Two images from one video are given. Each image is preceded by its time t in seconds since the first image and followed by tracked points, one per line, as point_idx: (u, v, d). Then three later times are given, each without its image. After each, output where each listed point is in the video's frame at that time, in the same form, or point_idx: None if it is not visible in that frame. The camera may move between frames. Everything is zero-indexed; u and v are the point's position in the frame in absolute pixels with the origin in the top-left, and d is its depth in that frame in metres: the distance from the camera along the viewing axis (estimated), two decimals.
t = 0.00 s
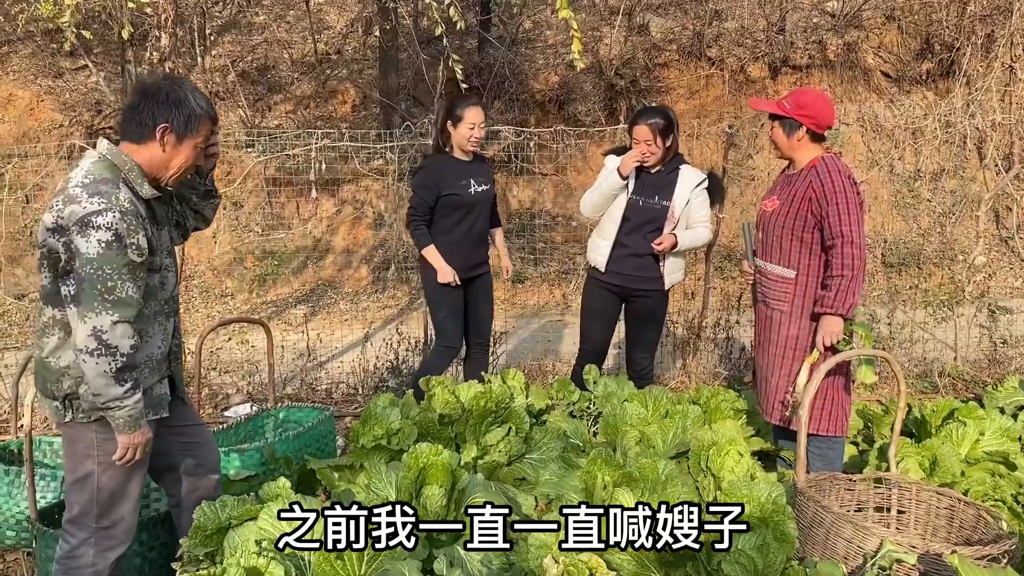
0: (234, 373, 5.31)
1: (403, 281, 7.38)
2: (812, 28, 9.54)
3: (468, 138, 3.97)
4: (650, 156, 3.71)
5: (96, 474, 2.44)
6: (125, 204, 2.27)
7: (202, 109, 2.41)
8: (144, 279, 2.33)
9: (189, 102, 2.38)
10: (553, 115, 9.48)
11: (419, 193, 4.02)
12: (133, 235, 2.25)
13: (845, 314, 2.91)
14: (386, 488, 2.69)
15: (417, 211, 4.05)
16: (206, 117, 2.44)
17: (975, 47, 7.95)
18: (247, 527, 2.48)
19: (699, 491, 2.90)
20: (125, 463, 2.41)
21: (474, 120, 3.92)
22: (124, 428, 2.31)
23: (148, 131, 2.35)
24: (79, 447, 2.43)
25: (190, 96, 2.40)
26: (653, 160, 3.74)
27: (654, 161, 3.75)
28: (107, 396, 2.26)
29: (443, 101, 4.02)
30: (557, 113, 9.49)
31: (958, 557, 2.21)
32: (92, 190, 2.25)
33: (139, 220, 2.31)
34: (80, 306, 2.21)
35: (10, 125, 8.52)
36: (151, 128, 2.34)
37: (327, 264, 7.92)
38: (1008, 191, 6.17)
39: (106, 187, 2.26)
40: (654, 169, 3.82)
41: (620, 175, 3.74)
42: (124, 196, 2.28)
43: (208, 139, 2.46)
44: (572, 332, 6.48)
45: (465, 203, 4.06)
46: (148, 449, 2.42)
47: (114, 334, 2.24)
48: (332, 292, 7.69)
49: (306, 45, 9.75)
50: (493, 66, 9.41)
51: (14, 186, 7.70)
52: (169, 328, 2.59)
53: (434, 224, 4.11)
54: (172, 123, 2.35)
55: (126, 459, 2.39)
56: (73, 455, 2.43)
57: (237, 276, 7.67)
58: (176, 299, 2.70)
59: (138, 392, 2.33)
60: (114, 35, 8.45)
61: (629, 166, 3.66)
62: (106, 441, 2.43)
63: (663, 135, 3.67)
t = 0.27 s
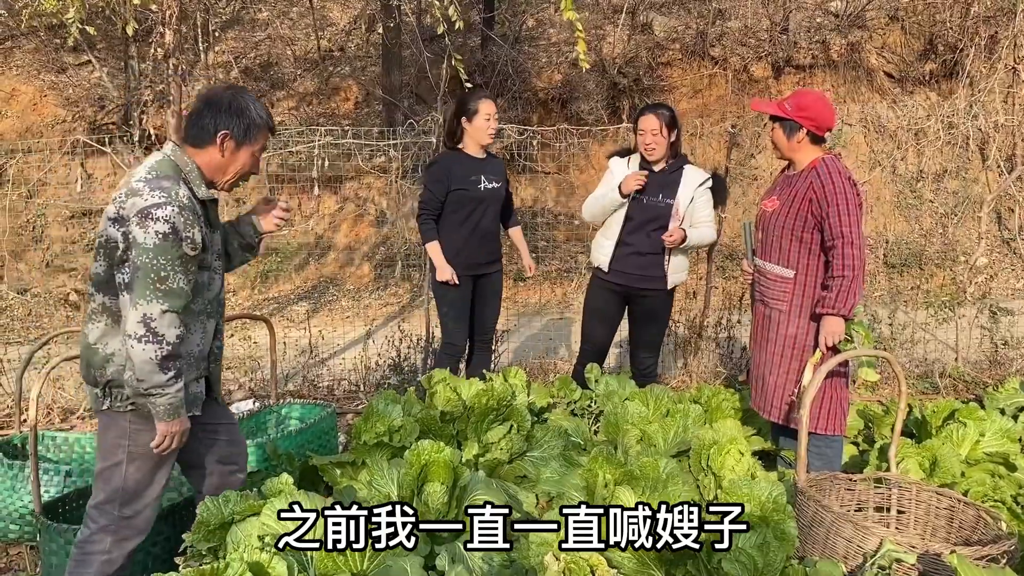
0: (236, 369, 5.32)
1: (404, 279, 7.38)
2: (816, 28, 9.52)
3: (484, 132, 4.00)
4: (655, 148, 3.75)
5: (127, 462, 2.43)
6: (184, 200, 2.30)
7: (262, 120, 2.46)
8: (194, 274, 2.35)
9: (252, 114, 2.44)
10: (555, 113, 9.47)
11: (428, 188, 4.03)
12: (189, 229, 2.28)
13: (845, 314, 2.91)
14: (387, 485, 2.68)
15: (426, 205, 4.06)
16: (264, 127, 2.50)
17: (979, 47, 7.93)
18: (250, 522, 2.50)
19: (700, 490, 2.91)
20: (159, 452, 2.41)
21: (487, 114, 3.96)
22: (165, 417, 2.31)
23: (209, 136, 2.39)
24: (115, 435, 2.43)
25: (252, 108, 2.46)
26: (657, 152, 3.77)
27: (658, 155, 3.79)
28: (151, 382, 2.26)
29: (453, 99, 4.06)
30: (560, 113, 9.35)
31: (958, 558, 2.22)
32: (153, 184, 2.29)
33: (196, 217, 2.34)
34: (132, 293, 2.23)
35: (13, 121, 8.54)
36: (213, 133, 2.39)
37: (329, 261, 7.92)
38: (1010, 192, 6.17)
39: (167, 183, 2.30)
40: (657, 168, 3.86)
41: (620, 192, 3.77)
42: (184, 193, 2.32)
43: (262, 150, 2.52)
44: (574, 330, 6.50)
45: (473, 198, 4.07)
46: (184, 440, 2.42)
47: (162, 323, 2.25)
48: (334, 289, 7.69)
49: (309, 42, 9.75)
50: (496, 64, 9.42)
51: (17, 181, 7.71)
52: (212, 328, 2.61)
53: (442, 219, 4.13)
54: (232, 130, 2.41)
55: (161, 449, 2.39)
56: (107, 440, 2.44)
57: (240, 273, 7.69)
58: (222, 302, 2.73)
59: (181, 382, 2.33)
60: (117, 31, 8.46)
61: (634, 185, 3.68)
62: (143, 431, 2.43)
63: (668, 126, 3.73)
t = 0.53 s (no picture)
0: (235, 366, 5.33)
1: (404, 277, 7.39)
2: (818, 28, 9.47)
3: (485, 130, 4.01)
4: (662, 143, 3.75)
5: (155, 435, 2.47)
6: (239, 190, 2.37)
7: (324, 129, 2.51)
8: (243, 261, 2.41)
9: (316, 120, 2.49)
10: (556, 112, 9.47)
11: (427, 185, 4.07)
12: (242, 218, 2.34)
13: (842, 313, 2.91)
14: (386, 483, 2.69)
15: (426, 203, 4.09)
16: (327, 137, 2.54)
17: (980, 49, 7.92)
18: (251, 519, 2.51)
19: (698, 489, 2.92)
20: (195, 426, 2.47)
21: (488, 112, 3.97)
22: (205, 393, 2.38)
23: (271, 137, 2.45)
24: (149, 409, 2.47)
25: (318, 116, 2.51)
26: (664, 148, 3.77)
27: (664, 151, 3.79)
28: (193, 358, 2.33)
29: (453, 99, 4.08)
30: (560, 111, 9.47)
31: (955, 558, 2.23)
32: (211, 172, 2.36)
33: (249, 208, 2.40)
34: (182, 272, 2.29)
35: (15, 117, 8.59)
36: (275, 135, 2.44)
37: (329, 258, 7.93)
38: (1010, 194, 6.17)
39: (225, 173, 2.37)
40: (656, 168, 3.87)
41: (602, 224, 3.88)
42: (240, 184, 2.38)
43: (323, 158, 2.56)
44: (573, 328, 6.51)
45: (472, 196, 4.07)
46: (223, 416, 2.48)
47: (208, 304, 2.31)
48: (333, 286, 7.70)
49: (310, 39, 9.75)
50: (497, 62, 9.42)
51: (18, 177, 7.71)
52: (256, 316, 2.67)
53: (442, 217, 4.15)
54: (295, 135, 2.46)
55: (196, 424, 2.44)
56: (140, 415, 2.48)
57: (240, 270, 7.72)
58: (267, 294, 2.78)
59: (223, 361, 2.40)
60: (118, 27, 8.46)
61: (614, 222, 3.83)
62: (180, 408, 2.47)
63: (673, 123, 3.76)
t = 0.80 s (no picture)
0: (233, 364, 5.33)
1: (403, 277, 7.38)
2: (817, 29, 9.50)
3: (485, 131, 4.00)
4: (661, 141, 3.74)
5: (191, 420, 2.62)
6: (259, 176, 2.44)
7: (345, 119, 2.55)
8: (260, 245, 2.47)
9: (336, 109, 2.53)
10: (556, 112, 9.48)
11: (426, 185, 4.07)
12: (260, 204, 2.40)
13: (839, 314, 2.91)
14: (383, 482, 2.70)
15: (424, 203, 4.09)
16: (350, 128, 2.58)
17: (979, 50, 7.93)
18: (247, 517, 2.51)
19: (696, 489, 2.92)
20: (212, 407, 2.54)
21: (489, 112, 3.96)
22: (216, 371, 2.45)
23: (292, 125, 2.51)
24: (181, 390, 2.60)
25: (339, 106, 2.55)
26: (663, 147, 3.76)
27: (664, 149, 3.77)
28: (204, 336, 2.41)
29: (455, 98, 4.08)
30: (559, 110, 9.50)
31: (953, 558, 2.23)
32: (234, 158, 2.44)
33: (269, 194, 2.47)
34: (199, 253, 2.38)
35: (13, 113, 8.61)
36: (296, 123, 2.50)
37: (327, 257, 7.92)
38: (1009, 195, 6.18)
39: (247, 160, 2.44)
40: (653, 168, 3.86)
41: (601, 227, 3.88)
42: (260, 170, 2.45)
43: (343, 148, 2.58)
44: (572, 328, 6.51)
45: (471, 196, 4.07)
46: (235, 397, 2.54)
47: (221, 284, 2.39)
48: (332, 285, 7.70)
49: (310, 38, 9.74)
50: (496, 62, 9.43)
51: (16, 174, 7.70)
52: (279, 301, 2.73)
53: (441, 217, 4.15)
54: (313, 123, 2.51)
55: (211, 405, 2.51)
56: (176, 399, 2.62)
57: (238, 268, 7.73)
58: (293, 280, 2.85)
59: (233, 341, 2.47)
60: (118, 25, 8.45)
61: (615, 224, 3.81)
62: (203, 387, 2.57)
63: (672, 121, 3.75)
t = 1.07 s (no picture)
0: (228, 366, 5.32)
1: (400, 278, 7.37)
2: (815, 31, 9.52)
3: (483, 133, 3.99)
4: (651, 144, 3.76)
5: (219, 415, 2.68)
6: (262, 173, 2.45)
7: (337, 109, 2.54)
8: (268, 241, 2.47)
9: (329, 101, 2.53)
10: (553, 114, 9.48)
11: (423, 188, 4.07)
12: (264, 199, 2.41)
13: (832, 319, 2.91)
14: (378, 486, 2.65)
15: (421, 206, 4.09)
16: (342, 119, 2.58)
17: (976, 54, 7.94)
18: (241, 520, 2.50)
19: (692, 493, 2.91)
20: (224, 405, 2.53)
21: (488, 115, 3.95)
22: (227, 368, 2.43)
23: (285, 119, 2.52)
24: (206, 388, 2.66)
25: (333, 97, 2.54)
26: (653, 149, 3.77)
27: (655, 152, 3.78)
28: (215, 334, 2.41)
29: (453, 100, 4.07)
30: (557, 112, 9.47)
31: (950, 566, 2.24)
32: (237, 156, 2.45)
33: (272, 190, 2.48)
34: (206, 251, 2.39)
35: (9, 113, 8.55)
36: (288, 116, 2.52)
37: (324, 258, 7.90)
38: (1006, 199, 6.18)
39: (250, 157, 2.46)
40: (648, 171, 3.87)
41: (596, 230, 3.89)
42: (263, 167, 2.47)
43: (340, 138, 2.57)
44: (568, 331, 6.50)
45: (467, 199, 4.06)
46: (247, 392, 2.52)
47: (231, 280, 2.39)
48: (328, 286, 7.68)
49: (307, 38, 9.72)
50: (494, 64, 9.42)
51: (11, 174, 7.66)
52: (289, 299, 2.72)
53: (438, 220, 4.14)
54: (304, 115, 2.52)
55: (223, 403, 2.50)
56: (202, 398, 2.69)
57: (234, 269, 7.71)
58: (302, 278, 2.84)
59: (244, 337, 2.45)
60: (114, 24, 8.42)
61: (609, 227, 3.80)
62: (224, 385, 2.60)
63: (665, 124, 3.75)
